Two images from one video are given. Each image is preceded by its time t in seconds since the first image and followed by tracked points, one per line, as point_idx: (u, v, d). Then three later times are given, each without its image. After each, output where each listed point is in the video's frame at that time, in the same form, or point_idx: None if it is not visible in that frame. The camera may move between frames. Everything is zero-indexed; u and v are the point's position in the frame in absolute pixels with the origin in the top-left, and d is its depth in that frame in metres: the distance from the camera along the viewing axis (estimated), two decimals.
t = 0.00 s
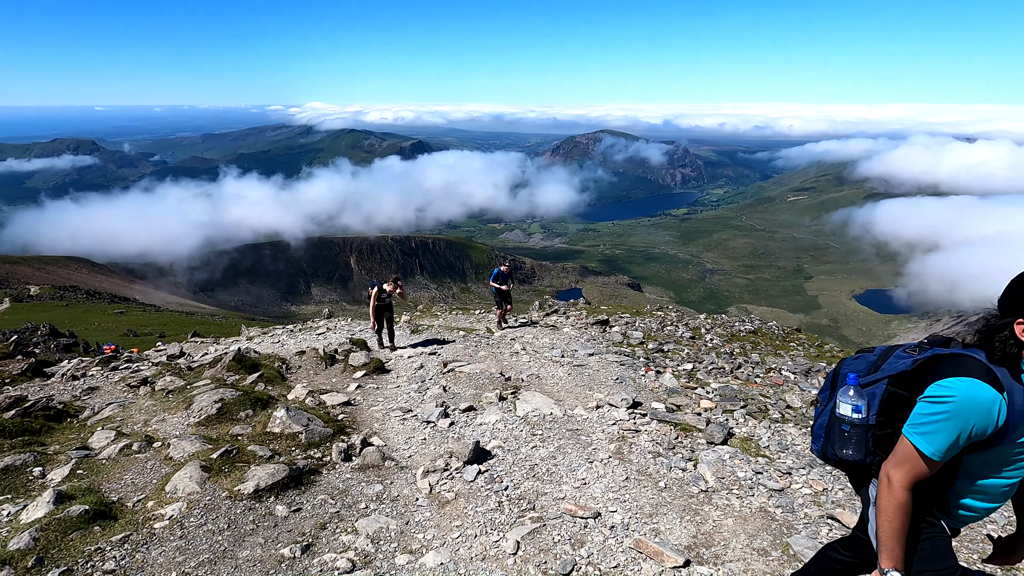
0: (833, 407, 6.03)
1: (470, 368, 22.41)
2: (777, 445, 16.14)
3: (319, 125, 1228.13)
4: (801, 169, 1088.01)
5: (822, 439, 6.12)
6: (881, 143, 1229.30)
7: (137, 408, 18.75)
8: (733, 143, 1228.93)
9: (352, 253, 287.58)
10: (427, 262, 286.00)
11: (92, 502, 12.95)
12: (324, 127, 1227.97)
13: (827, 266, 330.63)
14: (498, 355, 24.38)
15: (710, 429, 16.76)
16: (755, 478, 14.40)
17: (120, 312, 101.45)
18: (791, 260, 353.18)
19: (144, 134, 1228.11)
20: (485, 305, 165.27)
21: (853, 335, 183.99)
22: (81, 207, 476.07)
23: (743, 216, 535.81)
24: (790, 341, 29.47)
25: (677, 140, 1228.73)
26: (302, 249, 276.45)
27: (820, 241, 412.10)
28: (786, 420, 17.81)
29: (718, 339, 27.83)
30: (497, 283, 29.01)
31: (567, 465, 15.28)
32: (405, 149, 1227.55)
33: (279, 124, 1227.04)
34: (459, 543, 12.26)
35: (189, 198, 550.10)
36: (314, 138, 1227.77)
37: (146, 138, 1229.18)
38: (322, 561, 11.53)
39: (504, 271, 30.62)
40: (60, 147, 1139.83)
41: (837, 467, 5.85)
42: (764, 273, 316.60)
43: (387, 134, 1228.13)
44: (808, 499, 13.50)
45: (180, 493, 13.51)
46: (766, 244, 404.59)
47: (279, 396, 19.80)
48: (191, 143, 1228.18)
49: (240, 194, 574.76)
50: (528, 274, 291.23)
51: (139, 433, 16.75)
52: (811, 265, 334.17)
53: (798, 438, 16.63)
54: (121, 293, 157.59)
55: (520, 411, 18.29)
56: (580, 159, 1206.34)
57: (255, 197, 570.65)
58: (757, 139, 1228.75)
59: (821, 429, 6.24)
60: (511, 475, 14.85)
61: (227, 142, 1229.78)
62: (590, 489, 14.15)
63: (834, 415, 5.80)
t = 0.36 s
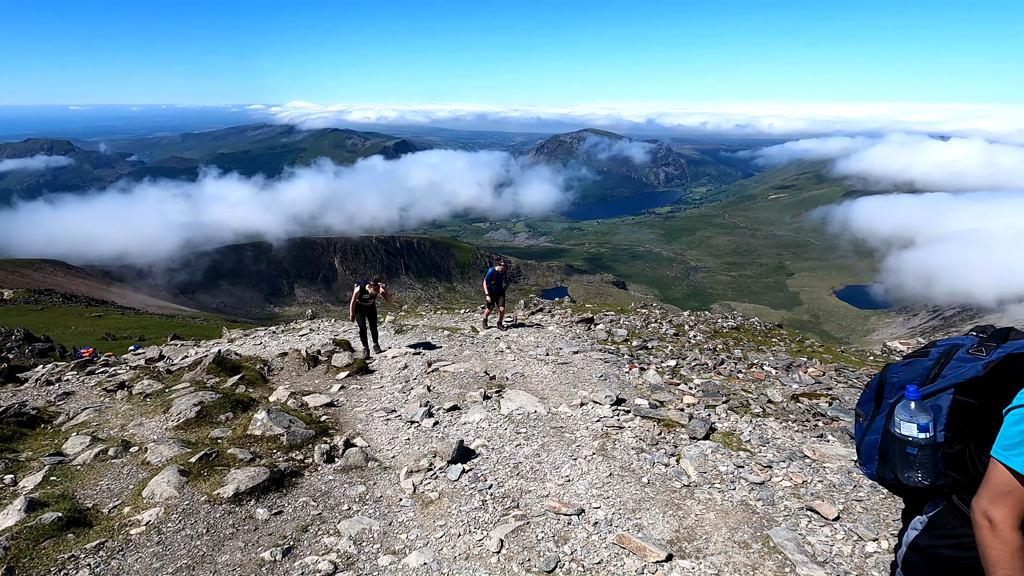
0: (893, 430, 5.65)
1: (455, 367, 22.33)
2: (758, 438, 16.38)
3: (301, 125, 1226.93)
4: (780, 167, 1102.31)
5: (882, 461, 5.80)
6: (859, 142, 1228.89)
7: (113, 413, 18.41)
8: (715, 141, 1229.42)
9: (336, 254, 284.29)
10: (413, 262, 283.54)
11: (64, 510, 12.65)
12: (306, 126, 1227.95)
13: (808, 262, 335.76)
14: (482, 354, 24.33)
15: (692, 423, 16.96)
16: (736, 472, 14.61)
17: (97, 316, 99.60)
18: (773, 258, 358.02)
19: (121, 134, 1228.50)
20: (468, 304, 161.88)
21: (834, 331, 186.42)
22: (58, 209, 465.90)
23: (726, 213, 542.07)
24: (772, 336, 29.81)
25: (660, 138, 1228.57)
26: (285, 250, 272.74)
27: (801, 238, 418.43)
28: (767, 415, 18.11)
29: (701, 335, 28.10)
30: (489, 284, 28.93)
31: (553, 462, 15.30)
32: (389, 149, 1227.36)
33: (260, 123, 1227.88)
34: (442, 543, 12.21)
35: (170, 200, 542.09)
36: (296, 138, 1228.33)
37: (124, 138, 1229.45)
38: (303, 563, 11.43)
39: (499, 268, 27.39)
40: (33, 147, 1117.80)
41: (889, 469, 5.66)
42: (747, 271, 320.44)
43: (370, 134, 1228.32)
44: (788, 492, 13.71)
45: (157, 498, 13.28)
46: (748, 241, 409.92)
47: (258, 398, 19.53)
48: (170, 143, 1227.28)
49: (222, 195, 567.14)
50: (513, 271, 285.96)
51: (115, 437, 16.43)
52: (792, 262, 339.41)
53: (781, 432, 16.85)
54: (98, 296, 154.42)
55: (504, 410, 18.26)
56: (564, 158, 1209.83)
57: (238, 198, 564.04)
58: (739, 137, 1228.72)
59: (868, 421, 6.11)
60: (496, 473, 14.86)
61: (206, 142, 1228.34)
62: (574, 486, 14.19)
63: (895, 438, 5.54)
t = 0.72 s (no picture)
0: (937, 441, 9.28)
1: (435, 367, 22.25)
2: (736, 432, 16.63)
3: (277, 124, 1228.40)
4: (755, 164, 1118.59)
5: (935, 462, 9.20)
6: (831, 140, 1228.70)
7: (83, 420, 17.93)
8: (692, 140, 1228.65)
9: (315, 254, 283.33)
10: (394, 261, 280.25)
11: (28, 521, 12.25)
12: (281, 125, 1229.26)
13: (784, 258, 342.15)
14: (463, 352, 24.33)
15: (671, 419, 17.14)
16: (713, 466, 14.79)
17: (67, 321, 97.13)
18: (751, 254, 363.80)
19: (90, 133, 1229.50)
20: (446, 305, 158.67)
21: (810, 326, 190.16)
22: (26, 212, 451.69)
23: (704, 212, 549.89)
24: (749, 331, 30.25)
25: (639, 137, 1228.66)
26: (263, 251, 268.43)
27: (778, 235, 426.29)
28: (743, 408, 18.41)
29: (680, 331, 28.31)
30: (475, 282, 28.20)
31: (531, 460, 15.30)
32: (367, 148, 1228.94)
33: (235, 123, 1229.42)
34: (421, 544, 12.10)
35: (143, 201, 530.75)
36: (271, 138, 1230.55)
37: (93, 138, 1230.83)
38: (280, 568, 11.30)
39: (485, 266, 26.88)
40: None
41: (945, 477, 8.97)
42: (725, 267, 325.38)
43: (349, 134, 1227.63)
44: (764, 484, 13.95)
45: (127, 507, 12.90)
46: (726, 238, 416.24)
47: (235, 402, 19.26)
48: (141, 142, 1228.98)
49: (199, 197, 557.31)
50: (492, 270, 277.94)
51: (84, 445, 16.02)
52: (769, 258, 345.77)
53: (757, 426, 17.12)
54: (68, 301, 150.62)
55: (484, 409, 18.23)
56: (544, 156, 1212.73)
57: (213, 198, 553.70)
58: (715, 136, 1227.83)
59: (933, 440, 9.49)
60: (476, 473, 14.79)
61: (179, 142, 1229.22)
62: (553, 484, 14.20)
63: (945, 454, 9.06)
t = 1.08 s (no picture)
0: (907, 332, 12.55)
1: (409, 368, 22.09)
2: (706, 425, 17.02)
3: (242, 123, 1227.86)
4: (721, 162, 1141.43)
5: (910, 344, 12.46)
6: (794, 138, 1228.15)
7: (39, 432, 17.20)
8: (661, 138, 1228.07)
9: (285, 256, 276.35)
10: (366, 263, 276.18)
11: None
12: (246, 124, 1229.19)
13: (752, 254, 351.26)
14: (438, 353, 24.20)
15: (644, 414, 17.42)
16: (685, 459, 15.09)
17: (22, 329, 93.42)
18: (721, 250, 371.53)
19: (45, 134, 1229.28)
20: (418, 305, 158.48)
21: (779, 319, 195.62)
22: None
23: (675, 209, 559.97)
24: (720, 326, 30.87)
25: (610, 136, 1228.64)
26: (230, 254, 261.24)
27: (746, 231, 437.57)
28: (714, 402, 18.79)
29: (652, 328, 28.72)
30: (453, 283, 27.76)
31: (507, 460, 15.32)
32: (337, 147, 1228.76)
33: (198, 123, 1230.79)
34: (396, 548, 12.04)
35: (104, 203, 512.73)
36: (237, 137, 1231.62)
37: (48, 138, 1229.09)
38: None
39: (463, 266, 26.47)
40: None
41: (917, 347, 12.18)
42: (696, 263, 332.21)
43: (318, 134, 1227.48)
44: (734, 476, 14.29)
45: (89, 522, 12.43)
46: (696, 234, 425.18)
47: (203, 409, 18.80)
48: (98, 142, 1229.81)
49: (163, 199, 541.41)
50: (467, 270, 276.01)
51: (42, 458, 15.36)
52: (738, 254, 354.61)
53: (727, 419, 17.51)
54: (22, 309, 144.48)
55: (458, 410, 18.21)
56: (515, 155, 1214.76)
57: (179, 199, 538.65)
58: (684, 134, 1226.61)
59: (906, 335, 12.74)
60: (451, 474, 14.77)
61: (140, 142, 1228.42)
62: (529, 482, 14.30)
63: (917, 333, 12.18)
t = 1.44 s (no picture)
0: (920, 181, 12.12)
1: (381, 373, 21.90)
2: (678, 422, 17.34)
3: (204, 125, 1227.77)
4: (688, 162, 1161.57)
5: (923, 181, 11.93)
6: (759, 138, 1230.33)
7: None
8: (630, 138, 1228.26)
9: (252, 260, 266.47)
10: (337, 267, 270.00)
11: None
12: (209, 126, 1227.80)
13: (721, 251, 360.03)
14: (411, 357, 24.04)
15: (616, 413, 17.67)
16: (656, 456, 15.37)
17: None
18: (690, 248, 378.99)
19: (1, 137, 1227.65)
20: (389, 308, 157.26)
21: (747, 315, 201.16)
22: None
23: (645, 208, 569.89)
24: (691, 323, 31.44)
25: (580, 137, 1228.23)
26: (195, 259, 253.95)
27: (714, 229, 448.70)
28: (684, 398, 19.21)
29: (624, 326, 29.11)
30: (431, 284, 26.97)
31: (481, 462, 15.33)
32: (304, 150, 1226.71)
33: (160, 124, 1226.97)
34: (370, 556, 11.90)
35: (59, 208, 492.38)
36: (200, 139, 1227.74)
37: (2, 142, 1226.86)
38: None
39: (440, 267, 25.96)
40: None
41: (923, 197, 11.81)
42: (667, 261, 338.59)
43: (285, 135, 1225.63)
44: (704, 471, 14.61)
45: (43, 543, 11.84)
46: (666, 233, 433.92)
47: (166, 420, 18.19)
48: (53, 145, 1221.67)
49: (125, 203, 524.78)
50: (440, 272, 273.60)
51: None
52: (707, 252, 363.10)
53: (697, 415, 17.86)
54: None
55: (432, 413, 18.15)
56: (486, 156, 1213.78)
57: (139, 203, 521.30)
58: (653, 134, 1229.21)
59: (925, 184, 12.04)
60: (426, 479, 14.68)
61: (99, 144, 1226.43)
62: (504, 484, 14.30)
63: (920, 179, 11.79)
